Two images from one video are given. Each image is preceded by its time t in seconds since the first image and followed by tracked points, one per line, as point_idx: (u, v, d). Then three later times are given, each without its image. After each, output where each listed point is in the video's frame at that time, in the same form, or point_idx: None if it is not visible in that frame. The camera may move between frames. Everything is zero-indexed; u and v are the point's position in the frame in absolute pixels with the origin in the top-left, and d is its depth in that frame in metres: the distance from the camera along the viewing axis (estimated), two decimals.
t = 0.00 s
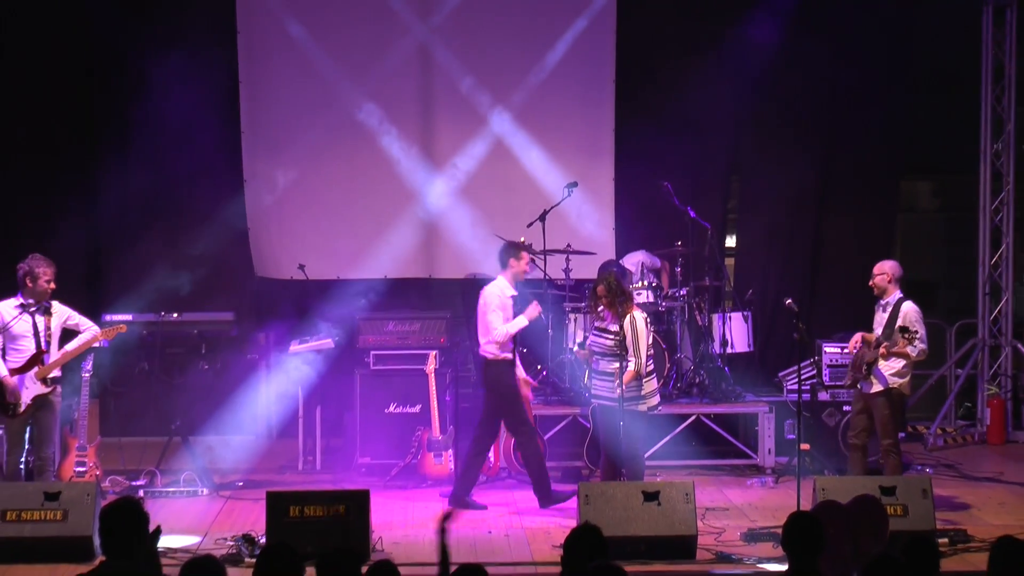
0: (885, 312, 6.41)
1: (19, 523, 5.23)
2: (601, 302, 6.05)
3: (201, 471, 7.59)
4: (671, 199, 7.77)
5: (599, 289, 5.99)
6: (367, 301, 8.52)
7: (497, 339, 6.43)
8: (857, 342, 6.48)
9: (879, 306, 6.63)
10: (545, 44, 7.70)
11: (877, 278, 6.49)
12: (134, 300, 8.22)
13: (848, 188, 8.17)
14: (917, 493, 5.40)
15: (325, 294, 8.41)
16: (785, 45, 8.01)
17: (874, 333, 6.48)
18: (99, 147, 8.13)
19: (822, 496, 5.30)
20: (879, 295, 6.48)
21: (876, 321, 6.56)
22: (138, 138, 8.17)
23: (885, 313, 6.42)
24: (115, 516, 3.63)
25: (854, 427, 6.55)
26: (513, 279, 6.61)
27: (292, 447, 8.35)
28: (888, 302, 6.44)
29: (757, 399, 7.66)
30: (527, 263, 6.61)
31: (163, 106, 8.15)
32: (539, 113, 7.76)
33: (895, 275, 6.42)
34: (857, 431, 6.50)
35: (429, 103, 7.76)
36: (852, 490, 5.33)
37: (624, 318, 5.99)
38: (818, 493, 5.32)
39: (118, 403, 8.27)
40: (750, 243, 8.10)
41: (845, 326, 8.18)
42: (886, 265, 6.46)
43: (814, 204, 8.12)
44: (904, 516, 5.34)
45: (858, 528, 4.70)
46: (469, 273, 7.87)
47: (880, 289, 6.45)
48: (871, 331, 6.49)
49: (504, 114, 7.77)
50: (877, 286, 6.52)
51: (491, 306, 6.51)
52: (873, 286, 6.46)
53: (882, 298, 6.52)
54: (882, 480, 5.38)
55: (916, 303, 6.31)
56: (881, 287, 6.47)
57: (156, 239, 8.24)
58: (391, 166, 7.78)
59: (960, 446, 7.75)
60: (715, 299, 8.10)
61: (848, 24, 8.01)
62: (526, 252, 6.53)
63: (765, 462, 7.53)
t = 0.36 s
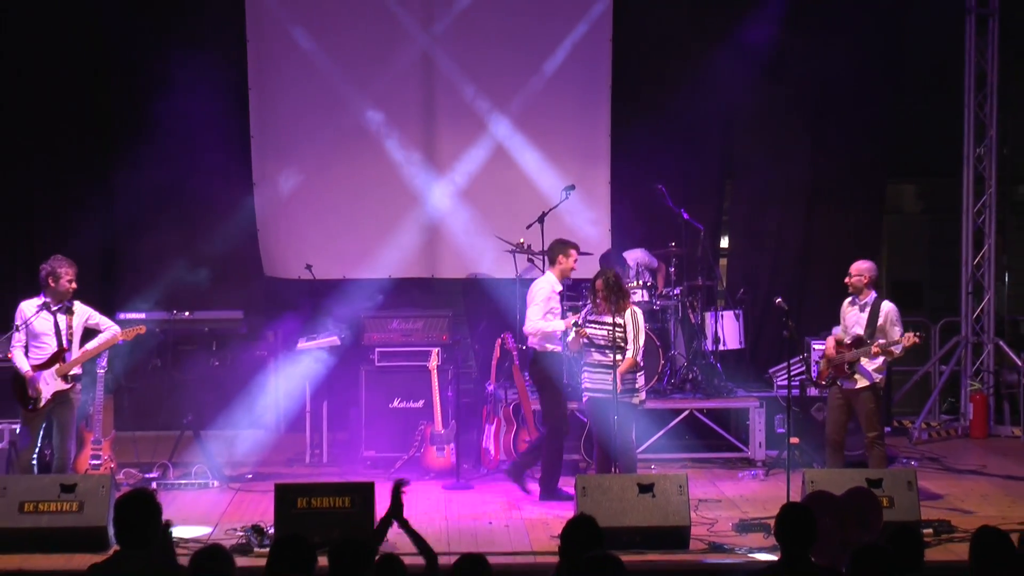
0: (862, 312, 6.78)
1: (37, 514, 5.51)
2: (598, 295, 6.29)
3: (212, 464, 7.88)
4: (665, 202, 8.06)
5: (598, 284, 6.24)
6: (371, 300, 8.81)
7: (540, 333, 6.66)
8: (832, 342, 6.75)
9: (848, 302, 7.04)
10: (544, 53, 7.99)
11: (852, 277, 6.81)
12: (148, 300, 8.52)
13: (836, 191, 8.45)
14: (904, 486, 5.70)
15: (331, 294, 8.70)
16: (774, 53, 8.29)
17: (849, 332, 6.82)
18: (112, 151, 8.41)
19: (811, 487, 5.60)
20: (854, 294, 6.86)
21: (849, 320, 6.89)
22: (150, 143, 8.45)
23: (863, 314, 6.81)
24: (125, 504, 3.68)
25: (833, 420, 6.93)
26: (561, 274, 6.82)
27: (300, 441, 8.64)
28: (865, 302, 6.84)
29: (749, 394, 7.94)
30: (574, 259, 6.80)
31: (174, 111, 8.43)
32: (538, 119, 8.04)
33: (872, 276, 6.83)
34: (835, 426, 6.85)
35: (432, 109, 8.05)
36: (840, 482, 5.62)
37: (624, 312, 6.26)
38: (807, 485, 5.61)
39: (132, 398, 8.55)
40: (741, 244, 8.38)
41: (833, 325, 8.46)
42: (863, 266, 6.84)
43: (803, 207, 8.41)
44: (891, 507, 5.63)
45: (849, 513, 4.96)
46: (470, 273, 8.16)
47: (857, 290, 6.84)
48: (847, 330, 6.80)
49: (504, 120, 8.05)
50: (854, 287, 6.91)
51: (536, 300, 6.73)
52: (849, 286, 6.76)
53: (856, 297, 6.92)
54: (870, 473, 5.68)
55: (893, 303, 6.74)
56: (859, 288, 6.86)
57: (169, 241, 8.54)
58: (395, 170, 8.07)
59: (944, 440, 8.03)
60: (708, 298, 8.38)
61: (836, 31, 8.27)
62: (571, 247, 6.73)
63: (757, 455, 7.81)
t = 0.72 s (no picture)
0: (834, 309, 7.22)
1: (53, 505, 5.88)
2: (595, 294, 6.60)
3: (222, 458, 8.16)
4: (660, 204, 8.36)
5: (597, 282, 6.55)
6: (376, 299, 9.11)
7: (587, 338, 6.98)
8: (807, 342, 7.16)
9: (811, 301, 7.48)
10: (543, 60, 8.26)
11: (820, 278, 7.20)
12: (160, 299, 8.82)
13: (825, 194, 8.74)
14: (889, 478, 5.99)
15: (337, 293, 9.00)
16: (764, 60, 8.56)
17: (821, 329, 7.24)
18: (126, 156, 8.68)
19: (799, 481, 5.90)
20: (824, 293, 7.27)
21: (818, 318, 7.31)
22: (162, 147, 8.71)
23: (835, 310, 7.26)
24: (137, 498, 3.79)
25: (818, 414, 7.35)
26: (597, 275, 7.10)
27: (308, 436, 8.94)
28: (835, 299, 7.27)
29: (741, 390, 8.23)
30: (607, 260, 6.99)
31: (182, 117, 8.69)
32: (537, 124, 8.32)
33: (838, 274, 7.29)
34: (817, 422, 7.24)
35: (434, 115, 8.33)
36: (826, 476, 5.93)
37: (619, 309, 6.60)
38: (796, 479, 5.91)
39: (146, 395, 8.85)
40: (734, 245, 8.67)
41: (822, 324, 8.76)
42: (828, 265, 7.26)
43: (793, 209, 8.70)
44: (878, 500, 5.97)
45: (840, 504, 5.40)
46: (471, 273, 8.45)
47: (825, 289, 7.27)
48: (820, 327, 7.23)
49: (504, 125, 8.33)
50: (821, 286, 7.32)
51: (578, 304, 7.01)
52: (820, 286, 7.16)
53: (824, 296, 7.34)
54: (857, 466, 5.97)
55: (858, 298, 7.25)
56: (827, 287, 7.29)
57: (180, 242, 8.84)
58: (399, 173, 8.35)
59: (930, 434, 8.33)
60: (702, 298, 8.66)
61: (825, 40, 8.55)
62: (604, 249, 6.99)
63: (748, 449, 8.12)
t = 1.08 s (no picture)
0: (814, 306, 7.56)
1: (71, 496, 6.24)
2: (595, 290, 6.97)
3: (233, 450, 8.48)
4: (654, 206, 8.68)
5: (600, 278, 6.94)
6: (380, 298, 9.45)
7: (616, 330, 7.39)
8: (795, 341, 7.44)
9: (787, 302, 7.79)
10: (541, 67, 8.58)
11: (797, 279, 7.48)
12: (172, 297, 9.13)
13: (813, 196, 9.05)
14: (875, 470, 6.34)
15: (342, 292, 9.33)
16: (754, 67, 8.88)
17: (804, 327, 7.55)
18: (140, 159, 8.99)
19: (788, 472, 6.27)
20: (801, 294, 7.58)
21: (798, 318, 7.61)
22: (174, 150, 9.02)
23: (813, 308, 7.60)
24: (149, 491, 4.12)
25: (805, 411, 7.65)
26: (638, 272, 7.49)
27: (315, 430, 9.28)
28: (812, 298, 7.60)
29: (731, 385, 8.58)
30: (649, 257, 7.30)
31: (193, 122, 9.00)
32: (536, 129, 8.64)
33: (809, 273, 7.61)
34: (810, 420, 7.52)
35: (437, 119, 8.65)
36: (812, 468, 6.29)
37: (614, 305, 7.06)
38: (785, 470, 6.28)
39: (158, 390, 9.18)
40: (725, 246, 8.98)
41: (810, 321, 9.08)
42: (799, 267, 7.54)
43: (782, 211, 9.02)
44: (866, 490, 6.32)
45: (829, 493, 6.07)
46: (473, 272, 8.77)
47: (802, 289, 7.58)
48: (804, 325, 7.54)
49: (505, 130, 8.65)
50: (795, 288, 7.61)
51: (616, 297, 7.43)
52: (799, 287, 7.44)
53: (800, 296, 7.64)
54: (843, 458, 6.24)
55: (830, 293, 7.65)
56: (803, 287, 7.59)
57: (191, 242, 9.14)
58: (403, 176, 8.68)
59: (913, 427, 8.67)
60: (695, 296, 8.99)
61: (813, 46, 8.86)
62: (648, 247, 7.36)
63: (738, 442, 8.45)
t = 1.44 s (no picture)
0: (805, 303, 7.85)
1: (93, 485, 6.75)
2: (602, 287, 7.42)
3: (246, 441, 8.94)
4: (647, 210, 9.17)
5: (606, 276, 7.38)
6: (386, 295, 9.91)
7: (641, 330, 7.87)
8: (787, 337, 7.75)
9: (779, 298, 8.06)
10: (539, 77, 9.02)
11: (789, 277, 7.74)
12: (188, 296, 9.58)
13: (798, 200, 9.50)
14: (857, 458, 6.90)
15: (350, 291, 9.79)
16: (742, 76, 9.31)
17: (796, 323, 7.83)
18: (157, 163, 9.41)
19: (775, 462, 6.80)
20: (790, 292, 7.87)
21: (789, 314, 7.87)
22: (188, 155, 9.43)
23: (804, 304, 7.88)
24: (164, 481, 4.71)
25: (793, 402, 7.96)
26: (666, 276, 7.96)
27: (325, 421, 9.75)
28: (802, 295, 7.89)
29: (720, 379, 9.04)
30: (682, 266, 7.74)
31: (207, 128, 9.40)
32: (534, 135, 9.08)
33: (799, 272, 7.91)
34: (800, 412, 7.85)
35: (441, 126, 9.09)
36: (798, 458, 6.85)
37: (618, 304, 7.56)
38: (772, 460, 6.81)
39: (175, 384, 9.63)
40: (715, 247, 9.43)
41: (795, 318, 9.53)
42: (791, 266, 7.81)
43: (768, 213, 9.47)
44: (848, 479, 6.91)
45: (813, 484, 6.58)
46: (475, 272, 9.22)
47: (792, 287, 7.85)
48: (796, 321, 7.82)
49: (505, 136, 9.09)
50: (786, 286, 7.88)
51: (644, 298, 7.91)
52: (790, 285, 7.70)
53: (790, 294, 7.92)
54: (827, 449, 6.78)
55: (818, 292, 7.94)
56: (793, 285, 7.87)
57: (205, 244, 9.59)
58: (408, 180, 9.12)
59: (894, 420, 9.15)
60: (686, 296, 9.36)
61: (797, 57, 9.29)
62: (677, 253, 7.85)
63: (727, 433, 8.92)
